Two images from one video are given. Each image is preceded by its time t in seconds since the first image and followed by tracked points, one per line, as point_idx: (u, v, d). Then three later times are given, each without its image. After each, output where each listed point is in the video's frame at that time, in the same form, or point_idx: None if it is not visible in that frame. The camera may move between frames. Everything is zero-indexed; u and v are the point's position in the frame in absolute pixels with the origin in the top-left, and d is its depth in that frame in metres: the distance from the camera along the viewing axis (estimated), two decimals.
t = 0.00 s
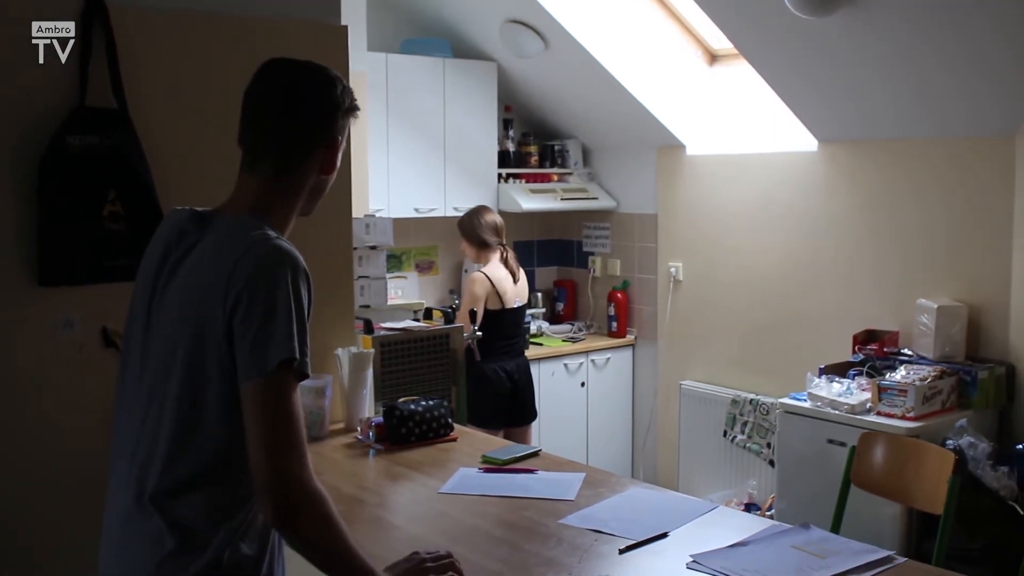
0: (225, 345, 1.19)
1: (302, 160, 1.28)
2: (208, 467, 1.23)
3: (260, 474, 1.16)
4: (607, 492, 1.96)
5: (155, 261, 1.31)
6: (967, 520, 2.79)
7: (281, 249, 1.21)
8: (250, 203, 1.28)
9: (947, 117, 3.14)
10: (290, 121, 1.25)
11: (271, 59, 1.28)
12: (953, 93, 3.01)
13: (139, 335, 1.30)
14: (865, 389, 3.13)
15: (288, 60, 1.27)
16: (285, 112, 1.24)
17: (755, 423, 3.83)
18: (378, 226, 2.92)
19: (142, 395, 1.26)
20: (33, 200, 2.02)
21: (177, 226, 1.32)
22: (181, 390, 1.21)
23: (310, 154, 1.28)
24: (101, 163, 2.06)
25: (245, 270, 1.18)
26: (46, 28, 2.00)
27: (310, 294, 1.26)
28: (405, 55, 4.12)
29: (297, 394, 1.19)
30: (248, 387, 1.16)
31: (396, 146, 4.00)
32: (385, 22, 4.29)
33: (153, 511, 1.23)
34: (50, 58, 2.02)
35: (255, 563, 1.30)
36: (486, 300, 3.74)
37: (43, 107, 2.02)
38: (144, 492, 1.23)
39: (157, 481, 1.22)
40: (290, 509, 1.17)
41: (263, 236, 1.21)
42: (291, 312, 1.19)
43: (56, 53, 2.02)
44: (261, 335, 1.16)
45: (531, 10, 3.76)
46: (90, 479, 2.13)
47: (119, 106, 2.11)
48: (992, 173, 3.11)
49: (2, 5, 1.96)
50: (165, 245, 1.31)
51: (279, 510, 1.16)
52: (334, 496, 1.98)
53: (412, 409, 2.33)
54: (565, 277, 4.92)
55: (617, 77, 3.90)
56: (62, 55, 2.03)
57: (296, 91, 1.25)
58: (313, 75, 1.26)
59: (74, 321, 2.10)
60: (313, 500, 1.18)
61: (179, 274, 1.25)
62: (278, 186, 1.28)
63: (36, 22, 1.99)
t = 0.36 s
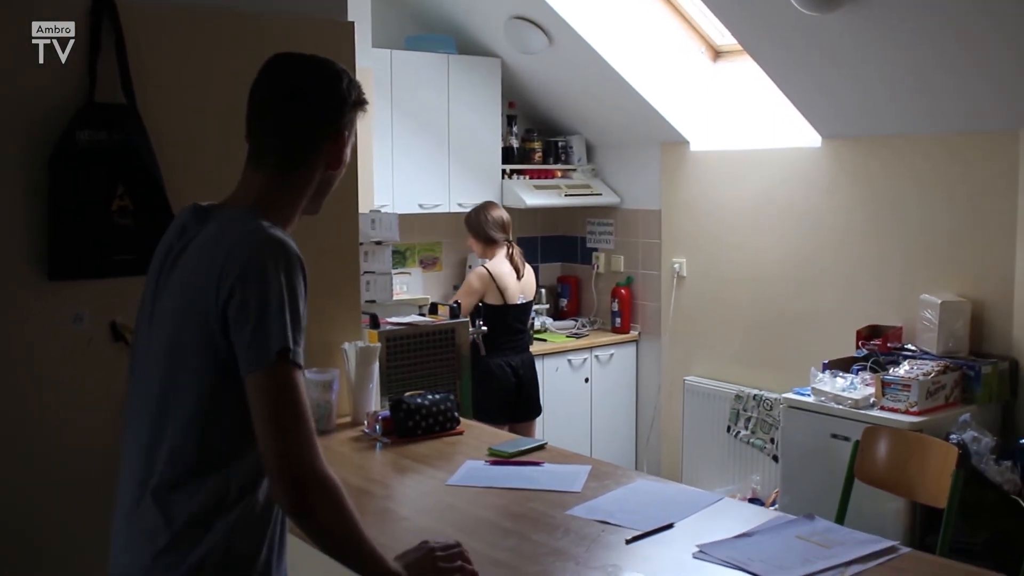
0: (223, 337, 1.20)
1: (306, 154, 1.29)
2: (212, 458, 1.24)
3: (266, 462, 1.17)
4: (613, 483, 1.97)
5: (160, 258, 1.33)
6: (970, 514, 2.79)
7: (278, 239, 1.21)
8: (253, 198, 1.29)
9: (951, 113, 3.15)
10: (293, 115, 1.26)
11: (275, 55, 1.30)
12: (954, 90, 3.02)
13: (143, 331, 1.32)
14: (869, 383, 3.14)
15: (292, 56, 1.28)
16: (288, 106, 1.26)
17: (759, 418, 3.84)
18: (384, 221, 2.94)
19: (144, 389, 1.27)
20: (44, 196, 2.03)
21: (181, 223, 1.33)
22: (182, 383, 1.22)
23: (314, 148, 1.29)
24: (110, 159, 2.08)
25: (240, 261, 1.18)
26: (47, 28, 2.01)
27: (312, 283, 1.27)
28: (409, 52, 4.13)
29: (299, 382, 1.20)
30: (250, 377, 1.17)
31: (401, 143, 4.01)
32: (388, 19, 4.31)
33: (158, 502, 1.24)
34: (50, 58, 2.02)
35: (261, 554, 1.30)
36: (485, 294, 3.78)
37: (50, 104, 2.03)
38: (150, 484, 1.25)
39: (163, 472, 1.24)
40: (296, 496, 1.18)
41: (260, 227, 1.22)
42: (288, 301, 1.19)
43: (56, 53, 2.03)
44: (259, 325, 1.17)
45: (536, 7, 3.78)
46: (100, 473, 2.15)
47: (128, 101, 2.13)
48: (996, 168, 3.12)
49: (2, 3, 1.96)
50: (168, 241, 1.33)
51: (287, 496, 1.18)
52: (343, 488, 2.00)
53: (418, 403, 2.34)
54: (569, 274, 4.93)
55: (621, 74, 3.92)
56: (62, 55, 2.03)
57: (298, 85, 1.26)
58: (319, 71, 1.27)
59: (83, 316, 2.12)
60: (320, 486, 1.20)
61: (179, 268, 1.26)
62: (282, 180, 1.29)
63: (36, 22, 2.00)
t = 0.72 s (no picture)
0: (237, 336, 1.22)
1: (305, 154, 1.31)
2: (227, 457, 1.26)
3: (284, 459, 1.19)
4: (618, 482, 1.99)
5: (163, 260, 1.33)
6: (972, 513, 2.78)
7: (290, 239, 1.23)
8: (254, 197, 1.31)
9: (954, 114, 3.16)
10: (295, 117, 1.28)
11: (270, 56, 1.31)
12: (954, 89, 3.04)
13: (150, 332, 1.32)
14: (872, 383, 3.16)
15: (289, 57, 1.30)
16: (291, 107, 1.28)
17: (762, 417, 3.86)
18: (389, 222, 2.97)
19: (155, 391, 1.28)
20: (53, 197, 2.05)
21: (184, 225, 1.34)
22: (198, 383, 1.23)
23: (311, 147, 1.31)
24: (121, 160, 2.10)
25: (256, 261, 1.20)
26: (46, 29, 2.02)
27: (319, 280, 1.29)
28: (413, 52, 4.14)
29: (313, 380, 1.22)
30: (267, 375, 1.19)
31: (406, 144, 4.03)
32: (391, 19, 4.32)
33: (176, 502, 1.25)
34: (50, 58, 2.03)
35: (275, 552, 1.32)
36: (486, 293, 3.81)
37: (57, 106, 2.05)
38: (168, 485, 1.26)
39: (181, 473, 1.25)
40: (315, 492, 1.20)
41: (272, 227, 1.24)
42: (302, 299, 1.22)
43: (56, 53, 2.03)
44: (276, 324, 1.19)
45: (541, 8, 3.80)
46: (109, 471, 2.18)
47: (137, 102, 2.15)
48: (998, 168, 3.13)
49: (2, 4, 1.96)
50: (173, 244, 1.34)
51: (306, 492, 1.20)
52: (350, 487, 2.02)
53: (424, 402, 2.36)
54: (572, 273, 4.95)
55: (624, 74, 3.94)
56: (62, 55, 2.04)
57: (301, 86, 1.28)
58: (314, 70, 1.29)
59: (92, 316, 2.14)
60: (337, 482, 1.22)
61: (188, 269, 1.27)
62: (282, 180, 1.31)
63: (36, 22, 2.01)
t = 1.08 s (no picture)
0: (237, 333, 1.22)
1: (302, 151, 1.31)
2: (227, 453, 1.26)
3: (283, 455, 1.19)
4: (619, 479, 1.99)
5: (162, 256, 1.33)
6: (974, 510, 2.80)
7: (290, 236, 1.23)
8: (251, 193, 1.31)
9: (956, 112, 3.15)
10: (292, 114, 1.28)
11: (268, 53, 1.31)
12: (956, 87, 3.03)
13: (150, 328, 1.32)
14: (874, 380, 3.15)
15: (287, 54, 1.29)
16: (290, 105, 1.27)
17: (764, 415, 3.85)
18: (390, 219, 2.97)
19: (155, 386, 1.28)
20: (53, 195, 2.05)
21: (182, 220, 1.34)
22: (199, 379, 1.23)
23: (308, 145, 1.30)
24: (120, 158, 2.10)
25: (257, 258, 1.20)
26: (46, 29, 2.02)
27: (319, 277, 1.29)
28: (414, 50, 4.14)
29: (313, 377, 1.22)
30: (266, 372, 1.19)
31: (407, 143, 4.03)
32: (392, 17, 4.32)
33: (177, 497, 1.25)
34: (50, 57, 2.03)
35: (274, 546, 1.33)
36: (496, 292, 3.78)
37: (57, 105, 2.05)
38: (168, 480, 1.26)
39: (181, 469, 1.25)
40: (314, 488, 1.20)
41: (272, 224, 1.23)
42: (302, 296, 1.21)
43: (56, 53, 2.04)
44: (276, 321, 1.19)
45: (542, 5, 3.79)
46: (110, 469, 2.17)
47: (137, 100, 2.15)
48: (1000, 166, 3.12)
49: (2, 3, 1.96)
50: (172, 239, 1.34)
51: (304, 488, 1.20)
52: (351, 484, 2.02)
53: (425, 400, 2.36)
54: (573, 271, 4.94)
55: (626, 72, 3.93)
56: (62, 55, 2.04)
57: (300, 83, 1.28)
58: (310, 68, 1.29)
59: (93, 313, 2.14)
60: (335, 478, 1.22)
61: (187, 265, 1.27)
62: (279, 176, 1.31)
63: (36, 22, 2.01)
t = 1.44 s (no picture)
0: (241, 330, 1.22)
1: (308, 149, 1.30)
2: (231, 450, 1.25)
3: (286, 451, 1.19)
4: (621, 478, 1.98)
5: (166, 253, 1.33)
6: (976, 509, 2.80)
7: (294, 233, 1.23)
8: (255, 190, 1.30)
9: (959, 111, 3.15)
10: (299, 112, 1.27)
11: (276, 52, 1.31)
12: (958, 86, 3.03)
13: (153, 326, 1.32)
14: (875, 379, 3.15)
15: (295, 53, 1.29)
16: (295, 102, 1.27)
17: (765, 414, 3.85)
18: (392, 218, 2.97)
19: (158, 384, 1.28)
20: (54, 193, 2.05)
21: (188, 217, 1.33)
22: (203, 376, 1.23)
23: (313, 143, 1.30)
24: (121, 155, 2.10)
25: (261, 255, 1.20)
26: (47, 29, 2.02)
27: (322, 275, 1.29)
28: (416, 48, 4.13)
29: (317, 374, 1.22)
30: (270, 369, 1.19)
31: (409, 142, 4.03)
32: (394, 16, 4.31)
33: (180, 495, 1.25)
34: (50, 57, 2.03)
35: (278, 544, 1.33)
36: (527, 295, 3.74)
37: (58, 104, 2.05)
38: (170, 478, 1.25)
39: (185, 467, 1.24)
40: (317, 485, 1.20)
41: (276, 221, 1.23)
42: (307, 293, 1.21)
43: (56, 53, 2.04)
44: (280, 318, 1.18)
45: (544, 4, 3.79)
46: (111, 468, 2.17)
47: (138, 97, 2.14)
48: (1002, 165, 3.12)
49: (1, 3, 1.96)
50: (176, 237, 1.33)
51: (307, 485, 1.20)
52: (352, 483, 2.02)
53: (427, 399, 2.35)
54: (575, 270, 4.94)
55: (629, 71, 3.92)
56: (62, 55, 2.04)
57: (308, 84, 1.27)
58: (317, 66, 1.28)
59: (94, 312, 2.13)
60: (338, 475, 1.22)
61: (192, 262, 1.26)
62: (284, 174, 1.30)
63: (36, 22, 2.01)
